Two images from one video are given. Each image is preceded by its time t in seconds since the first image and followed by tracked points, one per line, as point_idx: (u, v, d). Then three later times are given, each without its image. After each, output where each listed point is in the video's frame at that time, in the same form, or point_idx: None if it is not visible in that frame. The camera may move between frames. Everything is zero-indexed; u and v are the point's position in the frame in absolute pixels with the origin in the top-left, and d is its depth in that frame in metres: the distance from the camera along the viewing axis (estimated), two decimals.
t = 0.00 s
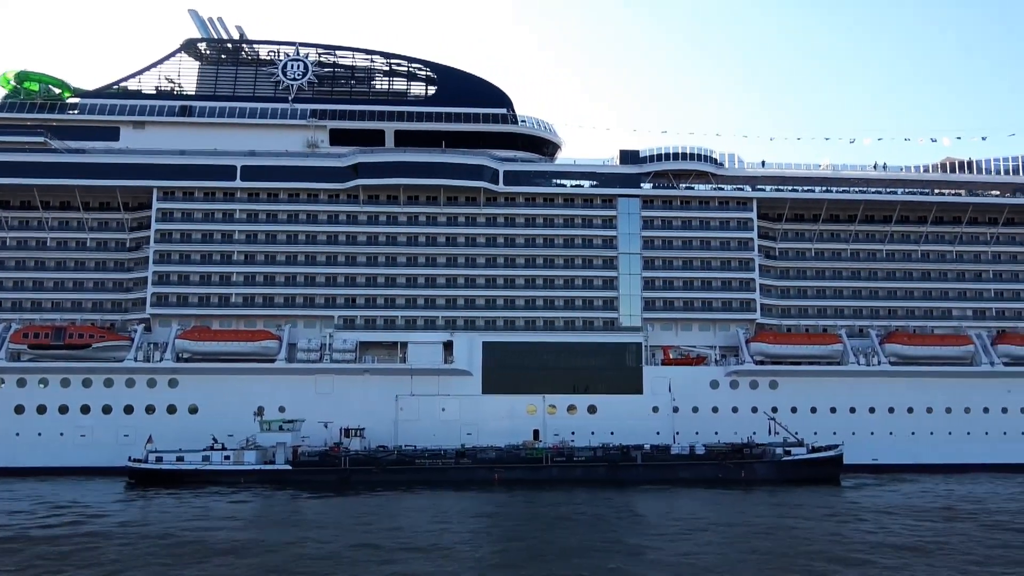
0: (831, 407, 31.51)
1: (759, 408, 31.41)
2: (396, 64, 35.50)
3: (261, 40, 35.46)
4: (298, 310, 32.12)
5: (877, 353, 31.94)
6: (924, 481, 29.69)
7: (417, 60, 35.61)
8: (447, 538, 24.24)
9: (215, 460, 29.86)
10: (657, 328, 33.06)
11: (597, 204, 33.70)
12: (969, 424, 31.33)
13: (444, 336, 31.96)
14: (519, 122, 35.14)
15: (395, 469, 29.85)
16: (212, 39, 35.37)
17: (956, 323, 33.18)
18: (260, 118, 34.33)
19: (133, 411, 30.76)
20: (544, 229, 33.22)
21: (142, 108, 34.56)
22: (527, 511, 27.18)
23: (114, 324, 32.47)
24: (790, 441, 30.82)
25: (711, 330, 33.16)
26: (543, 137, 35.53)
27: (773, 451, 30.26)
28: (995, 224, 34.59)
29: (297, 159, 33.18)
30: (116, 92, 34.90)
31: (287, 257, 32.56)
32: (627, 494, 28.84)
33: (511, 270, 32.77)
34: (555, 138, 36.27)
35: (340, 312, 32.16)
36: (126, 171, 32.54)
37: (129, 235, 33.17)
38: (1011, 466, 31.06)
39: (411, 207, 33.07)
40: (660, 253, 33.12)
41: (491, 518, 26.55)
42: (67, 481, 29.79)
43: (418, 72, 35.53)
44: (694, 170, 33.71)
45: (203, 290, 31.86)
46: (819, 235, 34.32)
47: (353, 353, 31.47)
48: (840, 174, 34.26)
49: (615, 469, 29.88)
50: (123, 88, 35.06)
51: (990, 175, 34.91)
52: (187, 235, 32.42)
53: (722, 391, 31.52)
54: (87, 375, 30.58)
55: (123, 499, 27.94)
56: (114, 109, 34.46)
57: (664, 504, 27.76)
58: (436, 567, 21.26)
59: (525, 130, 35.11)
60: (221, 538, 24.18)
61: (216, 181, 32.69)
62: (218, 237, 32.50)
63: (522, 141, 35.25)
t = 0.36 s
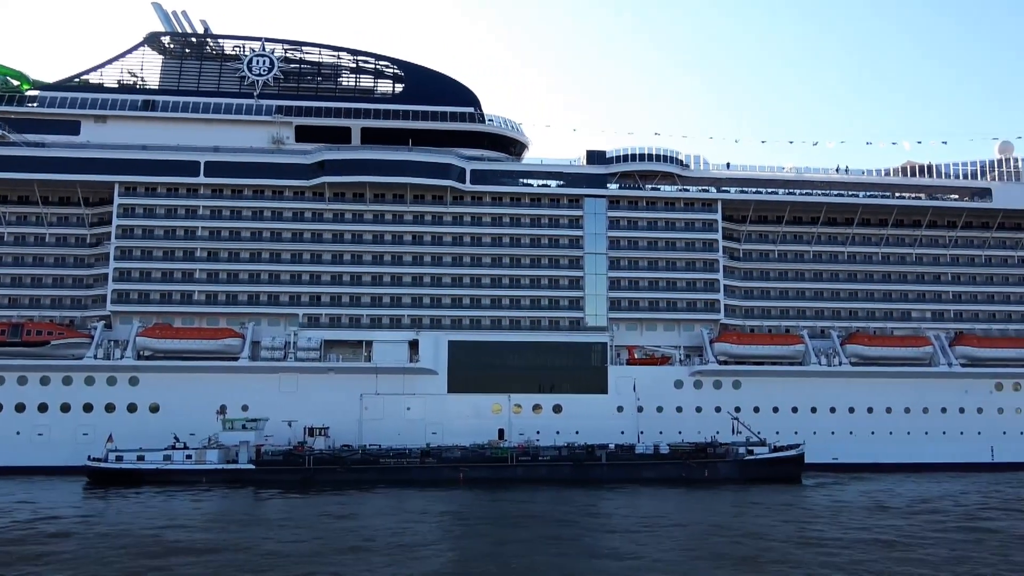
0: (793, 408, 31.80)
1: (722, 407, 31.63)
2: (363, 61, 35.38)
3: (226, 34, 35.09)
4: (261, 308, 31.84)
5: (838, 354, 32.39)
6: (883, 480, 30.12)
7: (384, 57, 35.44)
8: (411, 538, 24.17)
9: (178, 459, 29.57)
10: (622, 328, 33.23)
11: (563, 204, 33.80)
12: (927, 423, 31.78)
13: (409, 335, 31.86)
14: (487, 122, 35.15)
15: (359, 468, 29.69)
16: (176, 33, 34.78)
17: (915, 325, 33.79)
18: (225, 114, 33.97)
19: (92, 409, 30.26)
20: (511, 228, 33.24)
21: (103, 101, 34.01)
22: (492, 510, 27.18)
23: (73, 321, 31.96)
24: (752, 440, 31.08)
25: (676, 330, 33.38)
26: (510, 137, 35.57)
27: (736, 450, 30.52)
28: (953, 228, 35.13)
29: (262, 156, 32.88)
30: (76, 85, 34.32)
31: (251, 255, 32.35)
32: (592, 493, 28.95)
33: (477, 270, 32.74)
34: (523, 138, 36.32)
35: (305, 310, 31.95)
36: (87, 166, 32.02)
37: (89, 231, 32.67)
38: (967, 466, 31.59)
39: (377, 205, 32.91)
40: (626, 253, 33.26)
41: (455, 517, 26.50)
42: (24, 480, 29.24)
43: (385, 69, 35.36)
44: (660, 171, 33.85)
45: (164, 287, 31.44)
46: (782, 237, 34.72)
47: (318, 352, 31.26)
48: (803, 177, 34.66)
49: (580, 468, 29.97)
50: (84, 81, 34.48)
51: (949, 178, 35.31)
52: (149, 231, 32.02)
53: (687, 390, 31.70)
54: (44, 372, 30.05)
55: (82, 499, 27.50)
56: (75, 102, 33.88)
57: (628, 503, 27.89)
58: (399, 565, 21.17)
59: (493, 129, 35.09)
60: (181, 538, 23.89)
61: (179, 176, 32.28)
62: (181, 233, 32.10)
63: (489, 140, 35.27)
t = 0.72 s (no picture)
0: (759, 408, 32.01)
1: (688, 408, 31.80)
2: (331, 58, 35.18)
3: (193, 29, 34.72)
4: (227, 305, 31.55)
5: (801, 355, 32.80)
6: (846, 480, 30.45)
7: (354, 55, 35.28)
8: (375, 537, 24.05)
9: (140, 458, 29.21)
10: (590, 329, 33.30)
11: (532, 204, 33.84)
12: (888, 424, 32.20)
13: (376, 334, 31.73)
14: (456, 121, 35.14)
15: (325, 468, 29.52)
16: (141, 26, 34.51)
17: (878, 327, 34.18)
18: (191, 109, 33.63)
19: (52, 408, 29.79)
20: (479, 228, 33.22)
21: (66, 95, 33.50)
22: (458, 510, 27.12)
23: (33, 318, 31.37)
24: (717, 441, 31.29)
25: (643, 330, 33.53)
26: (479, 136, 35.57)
27: (701, 450, 30.71)
28: (916, 232, 35.68)
29: (229, 152, 32.59)
30: (38, 77, 33.78)
31: (216, 252, 32.09)
32: (558, 493, 29.00)
33: (446, 269, 32.67)
34: (492, 137, 36.33)
35: (271, 308, 31.70)
36: (48, 160, 31.52)
37: (51, 226, 32.14)
38: (928, 467, 32.02)
39: (345, 203, 32.78)
40: (594, 253, 33.36)
41: (421, 517, 26.40)
42: None
43: (354, 67, 35.17)
44: (628, 173, 34.10)
45: (128, 284, 31.04)
46: (749, 239, 34.99)
47: (284, 350, 31.02)
48: (769, 179, 34.89)
49: (547, 468, 30.01)
50: (46, 74, 33.96)
51: (913, 184, 36.01)
52: (113, 228, 31.63)
53: (653, 391, 31.84)
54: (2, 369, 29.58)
55: (40, 499, 27.06)
56: (37, 95, 33.34)
57: (594, 502, 27.96)
58: (362, 564, 21.05)
59: (462, 128, 35.09)
60: (141, 538, 23.58)
61: (143, 172, 31.94)
62: (145, 230, 31.79)
63: (459, 140, 35.25)
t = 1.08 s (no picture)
0: (726, 409, 32.22)
1: (656, 408, 31.93)
2: (301, 56, 34.92)
3: (160, 23, 34.34)
4: (193, 304, 31.24)
5: (767, 356, 33.15)
6: (810, 481, 30.76)
7: (324, 52, 35.09)
8: (340, 538, 23.91)
9: (103, 458, 28.78)
10: (558, 329, 33.38)
11: (502, 204, 33.85)
12: (852, 425, 32.59)
13: (344, 333, 31.59)
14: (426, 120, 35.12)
15: (291, 467, 29.32)
16: (107, 20, 33.81)
17: (842, 329, 34.62)
18: (157, 105, 33.30)
19: (13, 406, 29.35)
20: (449, 228, 33.16)
21: (30, 88, 33.00)
22: (425, 510, 27.04)
23: None
24: (685, 441, 31.46)
25: (612, 331, 33.67)
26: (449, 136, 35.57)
27: (668, 451, 30.88)
28: (880, 235, 36.18)
29: (196, 149, 32.33)
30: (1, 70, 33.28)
31: (182, 249, 31.73)
32: (525, 493, 29.02)
33: (415, 268, 32.59)
34: (462, 137, 36.32)
35: (238, 307, 31.44)
36: (11, 155, 31.04)
37: (13, 222, 31.63)
38: (891, 467, 32.43)
39: (314, 201, 32.61)
40: (564, 254, 33.42)
41: (387, 517, 26.29)
42: None
43: (324, 64, 34.95)
44: (598, 174, 34.27)
45: (92, 281, 30.66)
46: (717, 241, 35.26)
47: (250, 350, 30.73)
48: (736, 182, 35.15)
49: (515, 469, 30.00)
50: (9, 67, 33.45)
51: (879, 188, 36.37)
52: (77, 224, 31.15)
53: (621, 391, 31.94)
54: None
55: None
56: None
57: (561, 503, 28.01)
58: (326, 564, 20.92)
59: (432, 127, 35.04)
60: (101, 539, 23.26)
61: (108, 167, 31.54)
62: (110, 226, 31.44)
63: (429, 139, 35.21)
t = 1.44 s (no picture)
0: (694, 410, 32.38)
1: (625, 409, 32.03)
2: (271, 53, 34.59)
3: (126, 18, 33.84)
4: (158, 302, 30.90)
5: (735, 358, 33.35)
6: (776, 481, 31.03)
7: (294, 50, 34.78)
8: (305, 539, 23.75)
9: (65, 458, 28.37)
10: (528, 330, 33.38)
11: (472, 204, 33.84)
12: (817, 426, 32.92)
13: (313, 333, 31.39)
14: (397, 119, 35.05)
15: (258, 468, 29.08)
16: (72, 13, 33.29)
17: (808, 331, 35.04)
18: (124, 101, 32.89)
19: None
20: (418, 228, 33.07)
21: None
22: (392, 511, 26.94)
23: None
24: (653, 442, 31.57)
25: (581, 332, 33.75)
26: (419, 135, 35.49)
27: (637, 451, 31.00)
28: (846, 239, 36.64)
29: (163, 145, 32.01)
30: None
31: (148, 247, 31.32)
32: (493, 494, 29.01)
33: (384, 268, 32.48)
34: (433, 137, 36.28)
35: (204, 305, 31.15)
36: None
37: None
38: (856, 468, 32.80)
39: (282, 200, 32.43)
40: (534, 255, 33.44)
41: (355, 518, 26.18)
42: None
43: (294, 62, 34.66)
44: (568, 175, 34.36)
45: (54, 279, 30.22)
46: (686, 243, 35.54)
47: (217, 349, 30.37)
48: (705, 184, 35.25)
49: (483, 469, 29.97)
50: None
51: (845, 192, 36.79)
52: (39, 220, 30.64)
53: (590, 392, 32.00)
54: None
55: None
56: None
57: (528, 503, 28.04)
58: (290, 566, 20.76)
59: (403, 127, 34.92)
60: (62, 540, 22.94)
61: (72, 163, 31.01)
62: (74, 222, 30.86)
63: (399, 138, 35.10)
